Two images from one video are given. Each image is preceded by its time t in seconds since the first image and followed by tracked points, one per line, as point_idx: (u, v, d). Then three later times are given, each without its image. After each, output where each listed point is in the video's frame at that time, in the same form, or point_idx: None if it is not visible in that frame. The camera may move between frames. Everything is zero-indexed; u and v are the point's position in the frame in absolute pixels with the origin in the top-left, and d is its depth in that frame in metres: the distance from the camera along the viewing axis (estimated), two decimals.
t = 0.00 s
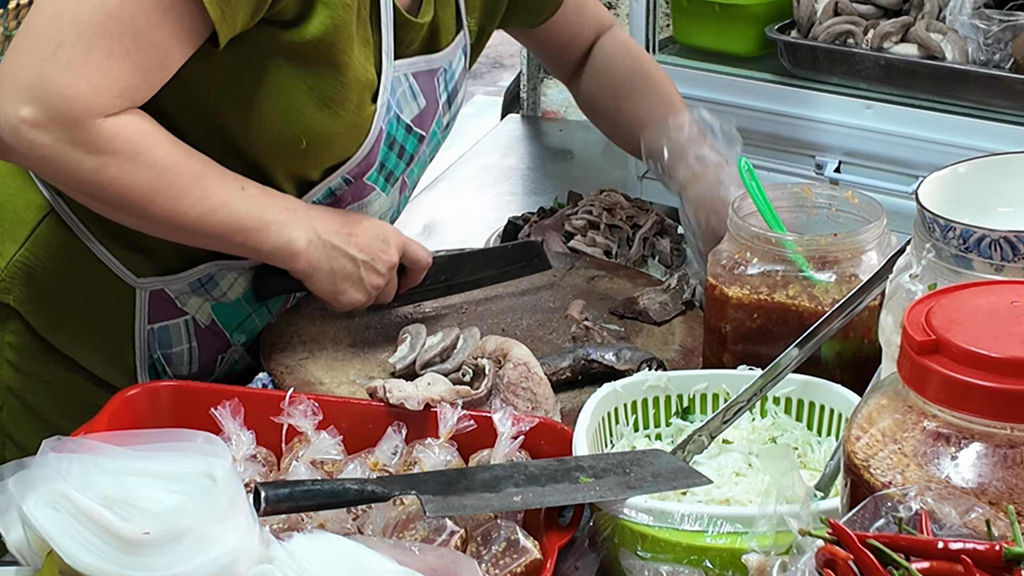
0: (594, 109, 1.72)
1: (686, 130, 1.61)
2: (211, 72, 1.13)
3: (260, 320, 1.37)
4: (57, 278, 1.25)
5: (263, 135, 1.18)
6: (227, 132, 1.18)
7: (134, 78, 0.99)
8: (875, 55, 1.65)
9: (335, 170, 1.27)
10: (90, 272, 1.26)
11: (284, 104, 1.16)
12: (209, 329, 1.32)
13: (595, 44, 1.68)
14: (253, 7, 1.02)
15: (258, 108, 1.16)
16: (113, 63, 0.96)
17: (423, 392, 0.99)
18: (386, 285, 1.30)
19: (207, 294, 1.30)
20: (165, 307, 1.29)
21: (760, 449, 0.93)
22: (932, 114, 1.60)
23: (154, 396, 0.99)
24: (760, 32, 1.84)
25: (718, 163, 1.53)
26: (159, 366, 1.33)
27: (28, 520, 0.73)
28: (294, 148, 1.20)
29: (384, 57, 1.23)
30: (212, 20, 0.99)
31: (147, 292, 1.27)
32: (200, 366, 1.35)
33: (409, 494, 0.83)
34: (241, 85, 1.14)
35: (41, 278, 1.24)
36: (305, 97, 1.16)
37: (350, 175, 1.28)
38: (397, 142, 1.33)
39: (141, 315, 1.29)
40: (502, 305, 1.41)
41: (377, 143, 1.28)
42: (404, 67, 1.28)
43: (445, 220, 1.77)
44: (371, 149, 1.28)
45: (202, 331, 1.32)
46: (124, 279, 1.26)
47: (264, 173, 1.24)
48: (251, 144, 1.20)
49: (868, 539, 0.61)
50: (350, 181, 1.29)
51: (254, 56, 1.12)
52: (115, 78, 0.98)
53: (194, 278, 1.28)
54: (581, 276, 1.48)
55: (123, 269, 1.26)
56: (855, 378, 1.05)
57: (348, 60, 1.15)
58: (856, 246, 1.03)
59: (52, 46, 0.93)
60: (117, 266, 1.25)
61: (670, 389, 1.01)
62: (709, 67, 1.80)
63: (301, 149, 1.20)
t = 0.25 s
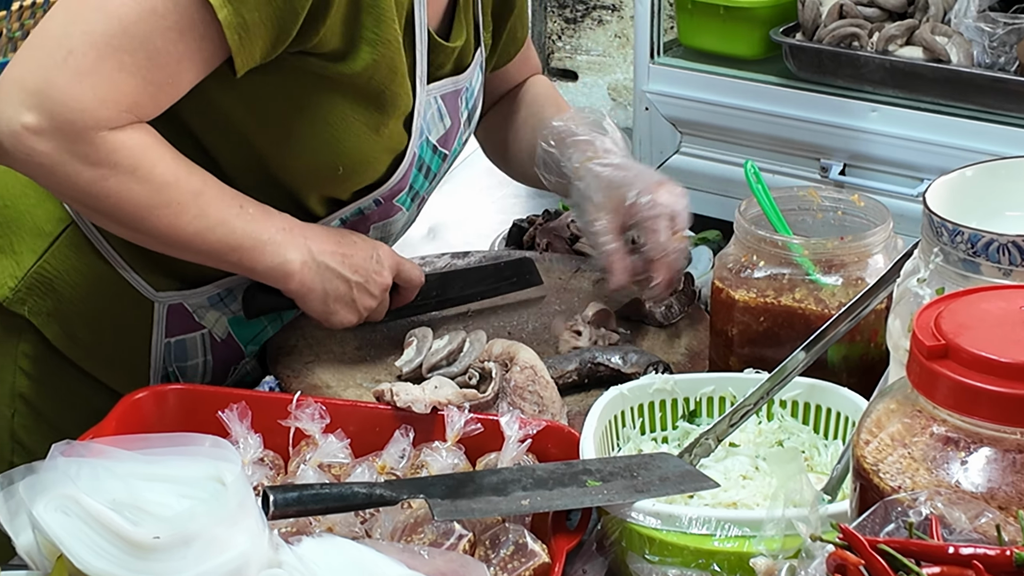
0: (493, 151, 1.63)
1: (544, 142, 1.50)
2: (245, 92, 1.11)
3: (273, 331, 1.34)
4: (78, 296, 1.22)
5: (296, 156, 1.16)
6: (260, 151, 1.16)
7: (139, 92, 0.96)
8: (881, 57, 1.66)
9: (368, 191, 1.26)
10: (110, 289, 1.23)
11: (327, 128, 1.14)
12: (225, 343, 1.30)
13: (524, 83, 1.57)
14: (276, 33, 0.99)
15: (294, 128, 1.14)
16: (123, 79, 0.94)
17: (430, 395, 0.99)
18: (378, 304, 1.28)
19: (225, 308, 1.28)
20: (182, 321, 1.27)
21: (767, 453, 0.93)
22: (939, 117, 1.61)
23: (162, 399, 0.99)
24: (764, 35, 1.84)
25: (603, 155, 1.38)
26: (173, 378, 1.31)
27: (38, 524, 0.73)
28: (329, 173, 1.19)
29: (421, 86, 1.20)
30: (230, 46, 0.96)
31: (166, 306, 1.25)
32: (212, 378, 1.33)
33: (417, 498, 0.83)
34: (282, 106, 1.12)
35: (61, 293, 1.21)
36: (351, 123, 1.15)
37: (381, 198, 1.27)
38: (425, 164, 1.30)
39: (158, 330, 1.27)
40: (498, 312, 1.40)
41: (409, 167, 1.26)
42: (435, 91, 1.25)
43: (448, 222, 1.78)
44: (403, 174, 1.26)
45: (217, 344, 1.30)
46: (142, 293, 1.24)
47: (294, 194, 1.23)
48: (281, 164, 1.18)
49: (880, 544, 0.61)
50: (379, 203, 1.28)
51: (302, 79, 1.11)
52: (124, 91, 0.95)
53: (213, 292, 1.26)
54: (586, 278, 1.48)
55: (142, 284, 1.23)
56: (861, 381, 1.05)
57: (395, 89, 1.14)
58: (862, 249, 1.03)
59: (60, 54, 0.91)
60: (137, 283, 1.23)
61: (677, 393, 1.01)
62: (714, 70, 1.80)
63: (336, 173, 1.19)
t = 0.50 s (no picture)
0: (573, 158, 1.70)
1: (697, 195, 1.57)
2: (261, 110, 1.12)
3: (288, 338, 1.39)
4: (98, 305, 1.25)
5: (309, 172, 1.19)
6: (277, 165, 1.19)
7: (176, 120, 0.98)
8: (887, 60, 1.66)
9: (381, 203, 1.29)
10: (132, 300, 1.26)
11: (337, 148, 1.16)
12: (242, 350, 1.34)
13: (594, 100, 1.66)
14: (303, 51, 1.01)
15: (306, 146, 1.16)
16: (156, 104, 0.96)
17: (440, 397, 0.99)
18: (412, 307, 1.30)
19: (244, 316, 1.32)
20: (202, 330, 1.30)
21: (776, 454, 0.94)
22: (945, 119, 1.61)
23: (174, 401, 1.00)
24: (770, 37, 1.84)
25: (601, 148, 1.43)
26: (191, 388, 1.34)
27: (54, 525, 0.74)
28: (340, 188, 1.21)
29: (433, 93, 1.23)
30: (259, 69, 0.98)
31: (185, 315, 1.28)
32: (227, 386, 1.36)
33: (428, 498, 0.84)
34: (293, 125, 1.14)
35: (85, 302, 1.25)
36: (359, 140, 1.15)
37: (396, 208, 1.31)
38: (439, 173, 1.34)
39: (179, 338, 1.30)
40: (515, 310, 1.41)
41: (423, 177, 1.29)
42: (449, 101, 1.27)
43: (456, 224, 1.79)
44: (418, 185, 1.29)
45: (234, 352, 1.34)
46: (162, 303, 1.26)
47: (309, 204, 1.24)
48: (294, 178, 1.20)
49: (891, 545, 0.61)
50: (394, 212, 1.32)
51: (313, 99, 1.12)
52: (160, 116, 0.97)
53: (234, 300, 1.29)
54: (594, 280, 1.48)
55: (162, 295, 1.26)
56: (869, 382, 1.06)
57: (404, 110, 1.14)
58: (870, 252, 1.04)
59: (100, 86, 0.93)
60: (157, 292, 1.26)
61: (686, 394, 1.02)
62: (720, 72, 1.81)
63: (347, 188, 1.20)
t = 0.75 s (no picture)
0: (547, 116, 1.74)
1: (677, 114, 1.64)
2: (238, 95, 1.13)
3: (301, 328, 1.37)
4: (105, 308, 1.26)
5: (293, 151, 1.18)
6: (257, 146, 1.18)
7: (157, 116, 0.97)
8: (897, 61, 1.67)
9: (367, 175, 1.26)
10: (141, 298, 1.26)
11: (311, 124, 1.15)
12: (253, 344, 1.33)
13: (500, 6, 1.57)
14: (271, 31, 1.01)
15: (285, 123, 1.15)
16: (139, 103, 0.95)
17: (455, 395, 1.00)
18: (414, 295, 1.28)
19: (252, 310, 1.30)
20: (211, 326, 1.29)
21: (789, 451, 0.94)
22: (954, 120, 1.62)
23: (191, 398, 1.00)
24: (779, 38, 1.85)
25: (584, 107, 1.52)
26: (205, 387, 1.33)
27: (80, 521, 0.75)
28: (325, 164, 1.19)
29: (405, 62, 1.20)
30: (229, 56, 0.98)
31: (194, 313, 1.27)
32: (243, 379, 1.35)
33: (446, 495, 0.84)
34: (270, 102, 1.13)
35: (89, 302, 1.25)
36: (332, 111, 1.14)
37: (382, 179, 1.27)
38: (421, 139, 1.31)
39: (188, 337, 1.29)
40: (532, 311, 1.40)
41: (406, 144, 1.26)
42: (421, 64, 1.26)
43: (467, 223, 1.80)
44: (401, 152, 1.26)
45: (246, 346, 1.33)
46: (170, 301, 1.26)
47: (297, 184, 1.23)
48: (281, 158, 1.19)
49: (910, 539, 0.62)
50: (382, 182, 1.28)
51: (282, 77, 1.11)
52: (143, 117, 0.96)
53: (240, 293, 1.28)
54: (606, 279, 1.49)
55: (169, 293, 1.25)
56: (881, 380, 1.07)
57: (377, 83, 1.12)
58: (882, 250, 1.04)
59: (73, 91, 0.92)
60: (164, 292, 1.25)
61: (699, 392, 1.03)
62: (731, 73, 1.82)
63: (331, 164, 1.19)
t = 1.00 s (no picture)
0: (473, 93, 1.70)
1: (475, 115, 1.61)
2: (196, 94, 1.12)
3: (267, 302, 1.34)
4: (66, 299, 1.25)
5: (240, 140, 1.17)
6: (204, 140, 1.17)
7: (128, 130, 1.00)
8: (900, 59, 1.67)
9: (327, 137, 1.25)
10: (97, 287, 1.25)
11: (245, 105, 1.14)
12: (219, 319, 1.31)
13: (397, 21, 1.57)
14: (202, 15, 1.01)
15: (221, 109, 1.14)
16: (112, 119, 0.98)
17: (463, 390, 1.01)
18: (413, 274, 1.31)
19: (211, 286, 1.27)
20: (173, 307, 1.27)
21: (794, 446, 0.95)
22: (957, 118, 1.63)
23: (201, 394, 1.01)
24: (784, 36, 1.86)
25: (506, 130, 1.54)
26: (179, 365, 1.32)
27: (94, 514, 0.75)
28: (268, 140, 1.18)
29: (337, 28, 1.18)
30: (168, 48, 0.98)
31: (154, 297, 1.25)
32: (216, 357, 1.33)
33: (455, 489, 0.85)
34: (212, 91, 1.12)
35: (43, 300, 1.26)
36: (262, 85, 1.13)
37: (342, 138, 1.27)
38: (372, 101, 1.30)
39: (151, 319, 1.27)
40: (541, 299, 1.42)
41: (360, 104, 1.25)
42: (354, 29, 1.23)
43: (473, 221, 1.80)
44: (357, 113, 1.25)
45: (212, 322, 1.30)
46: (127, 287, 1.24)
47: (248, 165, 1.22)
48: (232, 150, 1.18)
49: (917, 532, 0.62)
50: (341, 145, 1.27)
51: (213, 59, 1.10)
52: (120, 134, 0.99)
53: (196, 271, 1.25)
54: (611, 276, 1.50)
55: (123, 277, 1.24)
56: (885, 376, 1.08)
57: (302, 46, 1.12)
58: (886, 247, 1.05)
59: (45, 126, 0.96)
60: (117, 276, 1.24)
61: (704, 387, 1.03)
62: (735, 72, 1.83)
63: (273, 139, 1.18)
